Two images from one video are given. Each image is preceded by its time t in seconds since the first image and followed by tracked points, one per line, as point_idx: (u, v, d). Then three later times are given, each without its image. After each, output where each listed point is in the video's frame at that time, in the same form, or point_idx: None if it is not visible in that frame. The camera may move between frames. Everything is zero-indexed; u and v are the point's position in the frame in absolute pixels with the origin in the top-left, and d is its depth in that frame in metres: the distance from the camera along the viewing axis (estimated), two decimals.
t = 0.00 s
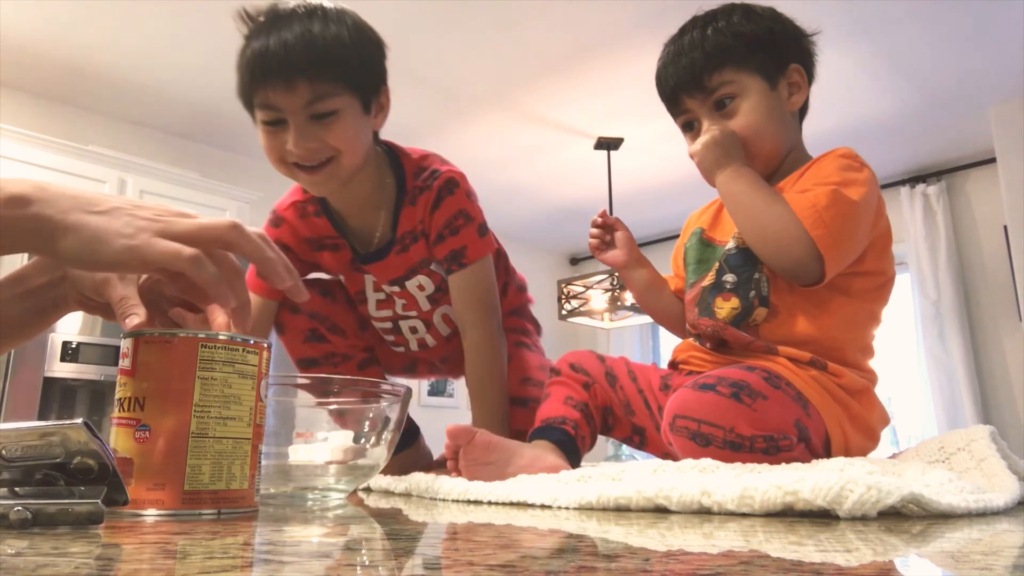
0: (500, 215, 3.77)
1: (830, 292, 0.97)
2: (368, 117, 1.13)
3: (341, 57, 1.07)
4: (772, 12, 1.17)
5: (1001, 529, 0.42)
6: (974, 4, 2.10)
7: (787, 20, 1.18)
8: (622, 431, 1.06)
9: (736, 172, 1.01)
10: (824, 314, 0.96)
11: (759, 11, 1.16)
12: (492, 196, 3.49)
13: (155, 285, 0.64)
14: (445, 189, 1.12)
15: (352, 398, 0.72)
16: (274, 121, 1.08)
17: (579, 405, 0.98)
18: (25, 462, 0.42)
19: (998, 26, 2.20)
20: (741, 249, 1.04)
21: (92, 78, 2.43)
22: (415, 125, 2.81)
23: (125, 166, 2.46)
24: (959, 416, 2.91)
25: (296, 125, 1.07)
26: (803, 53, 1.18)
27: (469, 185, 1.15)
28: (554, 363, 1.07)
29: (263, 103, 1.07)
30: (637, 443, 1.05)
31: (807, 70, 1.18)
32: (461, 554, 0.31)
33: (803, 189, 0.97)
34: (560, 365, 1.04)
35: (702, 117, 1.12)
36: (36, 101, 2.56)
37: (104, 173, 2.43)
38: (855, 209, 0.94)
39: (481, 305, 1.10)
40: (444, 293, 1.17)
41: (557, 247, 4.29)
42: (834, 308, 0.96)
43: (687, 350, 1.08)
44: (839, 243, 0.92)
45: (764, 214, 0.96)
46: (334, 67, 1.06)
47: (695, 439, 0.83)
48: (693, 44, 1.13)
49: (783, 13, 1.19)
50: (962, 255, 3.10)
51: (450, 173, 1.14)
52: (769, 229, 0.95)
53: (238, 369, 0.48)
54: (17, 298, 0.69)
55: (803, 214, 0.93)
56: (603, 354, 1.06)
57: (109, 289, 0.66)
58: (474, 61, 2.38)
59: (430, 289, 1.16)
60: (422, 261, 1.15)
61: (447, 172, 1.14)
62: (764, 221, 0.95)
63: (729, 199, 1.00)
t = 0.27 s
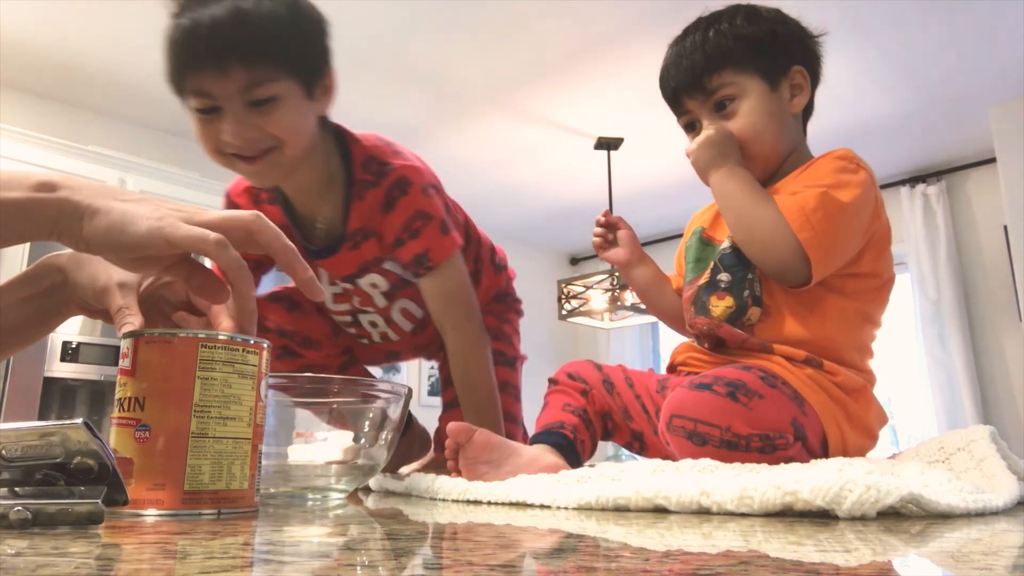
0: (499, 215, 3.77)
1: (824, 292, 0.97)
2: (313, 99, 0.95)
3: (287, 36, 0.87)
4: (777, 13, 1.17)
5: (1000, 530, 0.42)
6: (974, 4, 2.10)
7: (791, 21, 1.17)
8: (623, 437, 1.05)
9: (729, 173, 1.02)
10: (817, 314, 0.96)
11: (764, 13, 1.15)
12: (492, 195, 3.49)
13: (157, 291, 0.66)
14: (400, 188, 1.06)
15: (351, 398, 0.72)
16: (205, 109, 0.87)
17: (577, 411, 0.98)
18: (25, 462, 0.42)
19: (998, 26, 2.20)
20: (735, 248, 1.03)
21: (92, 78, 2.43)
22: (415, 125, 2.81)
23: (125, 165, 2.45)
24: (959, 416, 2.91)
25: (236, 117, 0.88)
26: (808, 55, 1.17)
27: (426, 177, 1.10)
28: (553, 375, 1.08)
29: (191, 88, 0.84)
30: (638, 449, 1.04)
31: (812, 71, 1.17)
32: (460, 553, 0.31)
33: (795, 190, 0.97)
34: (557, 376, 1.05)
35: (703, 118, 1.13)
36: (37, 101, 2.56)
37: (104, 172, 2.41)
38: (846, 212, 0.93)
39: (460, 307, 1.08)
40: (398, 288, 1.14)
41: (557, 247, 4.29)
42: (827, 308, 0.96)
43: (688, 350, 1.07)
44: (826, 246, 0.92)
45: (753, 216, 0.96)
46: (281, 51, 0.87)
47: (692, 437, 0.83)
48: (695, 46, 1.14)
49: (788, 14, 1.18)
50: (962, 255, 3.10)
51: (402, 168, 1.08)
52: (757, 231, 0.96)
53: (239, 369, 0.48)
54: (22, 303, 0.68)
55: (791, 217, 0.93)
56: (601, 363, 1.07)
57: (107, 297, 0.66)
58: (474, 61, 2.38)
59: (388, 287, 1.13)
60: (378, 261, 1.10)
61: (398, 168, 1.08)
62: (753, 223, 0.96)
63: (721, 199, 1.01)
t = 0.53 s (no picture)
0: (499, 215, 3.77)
1: (826, 292, 0.97)
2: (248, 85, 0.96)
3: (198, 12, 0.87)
4: (783, 15, 1.17)
5: (1000, 530, 0.42)
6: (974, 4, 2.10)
7: (798, 23, 1.17)
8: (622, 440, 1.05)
9: (732, 171, 1.02)
10: (817, 314, 0.96)
11: (770, 14, 1.15)
12: (492, 195, 3.49)
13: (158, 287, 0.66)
14: (345, 175, 1.00)
15: (351, 398, 0.72)
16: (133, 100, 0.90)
17: (578, 412, 0.98)
18: (25, 463, 0.42)
19: (998, 27, 2.20)
20: (738, 248, 1.03)
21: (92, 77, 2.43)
22: (414, 125, 2.80)
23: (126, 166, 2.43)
24: (959, 415, 2.91)
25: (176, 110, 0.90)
26: (814, 57, 1.17)
27: (377, 158, 1.03)
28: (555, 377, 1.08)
29: (117, 79, 0.89)
30: (638, 451, 1.04)
31: (818, 72, 1.17)
32: (461, 553, 0.31)
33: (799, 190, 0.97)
34: (558, 378, 1.05)
35: (708, 119, 1.13)
36: (36, 101, 2.56)
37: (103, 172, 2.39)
38: (849, 212, 0.93)
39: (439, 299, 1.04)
40: (366, 274, 1.12)
41: (557, 247, 4.28)
42: (829, 308, 0.96)
43: (691, 349, 1.07)
44: (829, 246, 0.92)
45: (755, 215, 0.96)
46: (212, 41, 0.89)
47: (691, 436, 0.83)
48: (700, 46, 1.14)
49: (794, 16, 1.18)
50: (962, 255, 3.10)
51: (344, 155, 1.02)
52: (759, 230, 0.95)
53: (239, 369, 0.48)
54: (24, 296, 0.69)
55: (794, 216, 0.93)
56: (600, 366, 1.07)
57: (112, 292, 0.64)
58: (474, 61, 2.38)
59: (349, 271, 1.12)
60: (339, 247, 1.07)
61: (340, 154, 1.02)
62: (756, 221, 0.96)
63: (725, 199, 1.00)
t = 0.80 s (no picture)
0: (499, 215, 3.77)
1: (826, 294, 0.97)
2: (223, 78, 1.03)
3: (171, 9, 0.95)
4: (786, 15, 1.17)
5: (1000, 529, 0.42)
6: (974, 5, 2.10)
7: (800, 22, 1.17)
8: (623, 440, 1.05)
9: (733, 174, 1.02)
10: (819, 317, 0.96)
11: (772, 14, 1.15)
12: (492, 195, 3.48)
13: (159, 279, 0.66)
14: (326, 159, 0.98)
15: (351, 399, 0.72)
16: (113, 97, 1.00)
17: (578, 415, 0.98)
18: (25, 463, 0.42)
19: (998, 27, 2.20)
20: (739, 250, 1.03)
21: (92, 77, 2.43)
22: (414, 125, 2.80)
23: (126, 166, 2.43)
24: (959, 415, 2.91)
25: (151, 104, 0.98)
26: (817, 57, 1.17)
27: (360, 142, 1.01)
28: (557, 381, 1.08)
29: (96, 79, 0.98)
30: (638, 453, 1.04)
31: (820, 73, 1.16)
32: (461, 554, 0.31)
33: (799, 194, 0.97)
34: (558, 382, 1.05)
35: (710, 120, 1.13)
36: (35, 101, 2.55)
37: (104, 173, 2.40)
38: (850, 215, 0.93)
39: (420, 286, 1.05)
40: (356, 262, 1.09)
41: (557, 247, 4.28)
42: (830, 310, 0.96)
43: (692, 350, 1.07)
44: (830, 250, 0.91)
45: (756, 219, 0.96)
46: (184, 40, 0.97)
47: (689, 436, 0.84)
48: (702, 47, 1.14)
49: (796, 16, 1.18)
50: (962, 255, 3.10)
51: (327, 139, 0.99)
52: (760, 234, 0.95)
53: (238, 369, 0.48)
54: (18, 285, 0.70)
55: (795, 221, 0.93)
56: (600, 370, 1.07)
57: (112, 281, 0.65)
58: (474, 61, 2.38)
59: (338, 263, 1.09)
60: (324, 235, 1.05)
61: (323, 138, 1.00)
62: (755, 224, 0.96)
63: (726, 202, 1.00)
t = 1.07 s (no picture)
0: (499, 215, 3.77)
1: (826, 296, 0.97)
2: (226, 71, 1.03)
3: None
4: (785, 15, 1.17)
5: (1000, 529, 0.42)
6: (974, 5, 2.11)
7: (800, 23, 1.17)
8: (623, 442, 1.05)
9: (732, 178, 1.02)
10: (820, 319, 0.96)
11: (772, 15, 1.15)
12: (492, 195, 3.48)
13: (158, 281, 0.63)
14: (318, 161, 0.97)
15: (352, 400, 0.72)
16: (117, 81, 1.00)
17: (578, 417, 0.98)
18: (25, 463, 0.42)
19: (998, 27, 2.20)
20: (738, 252, 1.03)
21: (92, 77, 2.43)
22: (414, 125, 2.80)
23: (126, 166, 2.42)
24: (959, 415, 2.91)
25: (152, 88, 0.98)
26: (817, 57, 1.17)
27: (356, 150, 1.00)
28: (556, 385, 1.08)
29: (101, 62, 0.99)
30: (638, 454, 1.04)
31: (820, 73, 1.16)
32: (461, 553, 0.31)
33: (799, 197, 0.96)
34: (558, 384, 1.05)
35: (710, 121, 1.13)
36: (36, 101, 2.55)
37: (104, 172, 2.40)
38: (850, 218, 0.93)
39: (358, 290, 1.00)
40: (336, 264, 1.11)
41: (556, 247, 4.28)
42: (831, 312, 0.96)
43: (690, 351, 1.07)
44: (831, 254, 0.91)
45: (757, 223, 0.96)
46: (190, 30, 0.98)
47: (687, 436, 0.84)
48: (701, 48, 1.14)
49: (796, 16, 1.18)
50: (962, 255, 3.10)
51: (325, 142, 0.99)
52: (760, 238, 0.95)
53: (238, 369, 0.49)
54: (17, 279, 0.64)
55: (796, 225, 0.92)
56: (600, 372, 1.07)
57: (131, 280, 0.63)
58: (474, 61, 2.38)
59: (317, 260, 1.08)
60: (302, 237, 1.05)
61: (323, 140, 0.99)
62: (757, 228, 0.96)
63: (724, 206, 1.00)
